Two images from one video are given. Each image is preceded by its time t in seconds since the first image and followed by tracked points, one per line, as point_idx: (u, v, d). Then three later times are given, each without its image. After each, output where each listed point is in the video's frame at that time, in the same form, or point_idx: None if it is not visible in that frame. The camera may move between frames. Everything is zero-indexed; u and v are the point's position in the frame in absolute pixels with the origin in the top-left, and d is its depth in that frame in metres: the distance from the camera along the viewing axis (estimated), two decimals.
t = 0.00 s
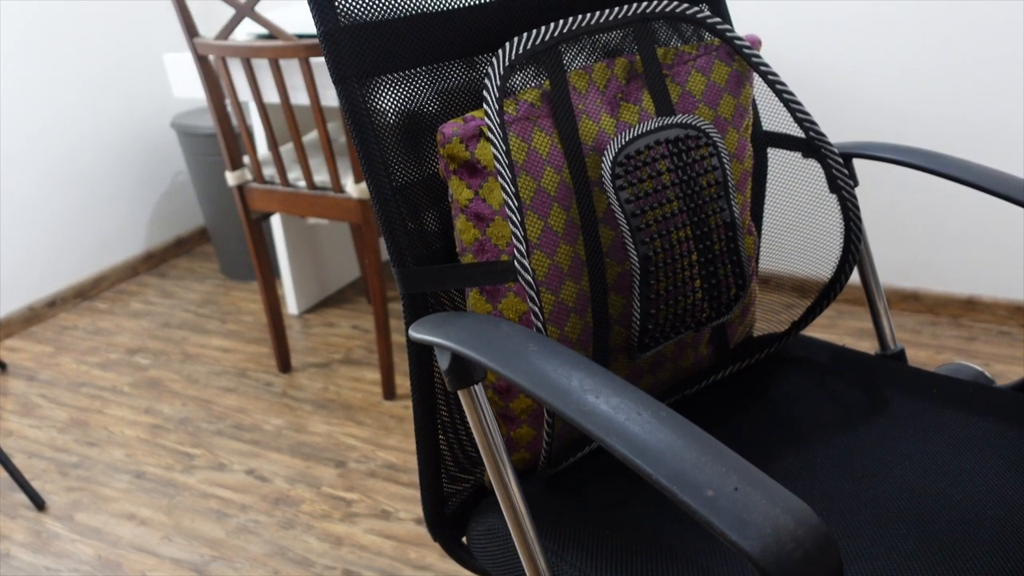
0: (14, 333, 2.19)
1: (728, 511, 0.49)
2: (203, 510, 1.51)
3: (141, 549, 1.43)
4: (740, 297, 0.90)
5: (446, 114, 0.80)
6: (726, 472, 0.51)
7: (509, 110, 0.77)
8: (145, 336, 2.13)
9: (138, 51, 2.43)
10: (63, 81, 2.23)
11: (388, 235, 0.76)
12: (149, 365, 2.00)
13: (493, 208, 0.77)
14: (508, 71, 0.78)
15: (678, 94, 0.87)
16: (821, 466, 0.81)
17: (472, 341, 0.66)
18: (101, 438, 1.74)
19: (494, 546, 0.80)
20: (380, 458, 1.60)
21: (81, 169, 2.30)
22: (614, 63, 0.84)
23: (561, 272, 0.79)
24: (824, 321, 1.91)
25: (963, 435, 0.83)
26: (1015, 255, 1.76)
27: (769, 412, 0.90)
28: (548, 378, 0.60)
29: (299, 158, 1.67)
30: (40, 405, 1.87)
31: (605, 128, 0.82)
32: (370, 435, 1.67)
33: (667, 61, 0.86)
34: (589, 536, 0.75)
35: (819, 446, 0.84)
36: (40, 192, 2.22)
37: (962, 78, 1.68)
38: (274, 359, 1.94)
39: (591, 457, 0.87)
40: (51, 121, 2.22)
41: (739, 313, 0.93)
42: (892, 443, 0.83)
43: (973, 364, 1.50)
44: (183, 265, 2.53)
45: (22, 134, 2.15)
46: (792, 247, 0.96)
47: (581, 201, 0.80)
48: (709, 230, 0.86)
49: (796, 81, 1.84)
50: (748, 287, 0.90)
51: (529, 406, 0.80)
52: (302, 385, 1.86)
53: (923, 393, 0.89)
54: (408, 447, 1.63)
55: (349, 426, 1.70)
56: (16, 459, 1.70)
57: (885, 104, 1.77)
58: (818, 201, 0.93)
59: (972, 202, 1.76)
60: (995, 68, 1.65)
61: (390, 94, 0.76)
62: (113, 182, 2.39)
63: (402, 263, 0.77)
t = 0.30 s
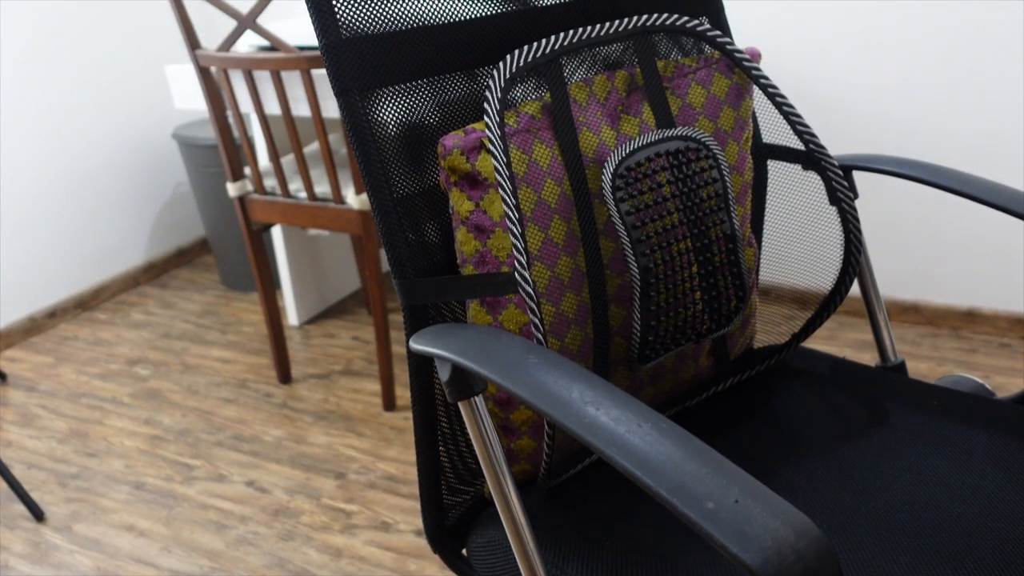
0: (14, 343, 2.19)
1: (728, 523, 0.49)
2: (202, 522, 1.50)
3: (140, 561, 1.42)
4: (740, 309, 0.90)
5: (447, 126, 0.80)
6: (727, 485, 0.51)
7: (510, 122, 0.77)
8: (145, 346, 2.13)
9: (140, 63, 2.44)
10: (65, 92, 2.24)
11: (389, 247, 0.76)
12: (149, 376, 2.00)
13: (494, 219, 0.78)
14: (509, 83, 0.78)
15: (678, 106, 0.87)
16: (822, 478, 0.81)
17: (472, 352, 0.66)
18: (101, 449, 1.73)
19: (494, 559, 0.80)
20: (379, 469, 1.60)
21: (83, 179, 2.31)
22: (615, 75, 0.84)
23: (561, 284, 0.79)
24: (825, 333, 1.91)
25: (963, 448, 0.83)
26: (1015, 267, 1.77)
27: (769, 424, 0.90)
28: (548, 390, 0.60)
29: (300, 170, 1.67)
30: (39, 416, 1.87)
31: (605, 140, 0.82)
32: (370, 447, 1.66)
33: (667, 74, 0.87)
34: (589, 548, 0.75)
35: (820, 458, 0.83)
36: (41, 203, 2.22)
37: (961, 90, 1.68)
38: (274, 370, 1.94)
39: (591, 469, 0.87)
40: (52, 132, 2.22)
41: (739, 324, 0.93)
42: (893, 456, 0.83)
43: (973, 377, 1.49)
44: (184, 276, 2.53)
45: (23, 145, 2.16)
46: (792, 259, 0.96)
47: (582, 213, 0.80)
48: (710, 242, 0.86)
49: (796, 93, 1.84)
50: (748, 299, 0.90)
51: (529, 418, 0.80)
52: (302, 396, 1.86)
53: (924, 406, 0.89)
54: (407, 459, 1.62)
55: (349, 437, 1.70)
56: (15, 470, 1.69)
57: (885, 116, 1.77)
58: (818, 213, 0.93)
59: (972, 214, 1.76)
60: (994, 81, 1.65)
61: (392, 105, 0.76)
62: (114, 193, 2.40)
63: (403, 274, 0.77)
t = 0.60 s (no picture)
0: (14, 353, 2.19)
1: (729, 535, 0.49)
2: (202, 533, 1.50)
3: (138, 572, 1.42)
4: (741, 321, 0.90)
5: (448, 137, 0.80)
6: (728, 497, 0.51)
7: (511, 134, 0.78)
8: (145, 356, 2.13)
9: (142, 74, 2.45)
10: (69, 102, 2.25)
11: (390, 257, 0.76)
12: (149, 386, 2.00)
13: (495, 230, 0.78)
14: (510, 96, 0.78)
15: (679, 119, 0.87)
16: (822, 491, 0.81)
17: (473, 364, 0.66)
18: (100, 459, 1.73)
19: (494, 570, 0.80)
20: (379, 480, 1.59)
21: (84, 189, 2.31)
22: (616, 88, 0.85)
23: (562, 295, 0.79)
24: (825, 344, 1.91)
25: (964, 461, 0.82)
26: (1016, 279, 1.77)
27: (770, 436, 0.90)
28: (549, 401, 0.60)
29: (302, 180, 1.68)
30: (39, 426, 1.87)
31: (606, 152, 0.82)
32: (370, 457, 1.66)
33: (668, 86, 0.87)
34: (590, 561, 0.75)
35: (821, 471, 0.83)
36: (43, 213, 2.22)
37: (962, 102, 1.69)
38: (274, 381, 1.94)
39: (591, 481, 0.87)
40: (55, 142, 2.23)
41: (739, 336, 0.93)
42: (894, 469, 0.82)
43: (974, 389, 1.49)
44: (185, 286, 2.53)
45: (25, 155, 2.17)
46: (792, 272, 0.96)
47: (583, 225, 0.80)
48: (710, 254, 0.86)
49: (797, 105, 1.85)
50: (748, 311, 0.90)
51: (529, 429, 0.80)
52: (303, 407, 1.85)
53: (925, 418, 0.89)
54: (407, 470, 1.62)
55: (349, 448, 1.69)
56: (15, 480, 1.69)
57: (886, 129, 1.78)
58: (818, 226, 0.93)
59: (972, 226, 1.77)
60: (996, 93, 1.66)
61: (394, 117, 0.77)
62: (115, 203, 2.40)
63: (404, 285, 0.77)
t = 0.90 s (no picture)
0: (14, 364, 2.19)
1: (730, 548, 0.49)
2: (201, 544, 1.49)
3: None
4: (742, 333, 0.90)
5: (450, 149, 0.81)
6: (729, 510, 0.51)
7: (513, 146, 0.78)
8: (146, 367, 2.13)
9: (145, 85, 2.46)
10: (71, 114, 2.26)
11: (391, 269, 0.77)
12: (149, 397, 1.99)
13: (497, 242, 0.78)
14: (511, 108, 0.79)
15: (679, 131, 0.88)
16: (824, 503, 0.81)
17: (474, 375, 0.66)
18: (100, 470, 1.73)
19: None
20: (379, 492, 1.59)
21: (86, 200, 2.32)
22: (616, 101, 0.85)
23: (563, 307, 0.79)
24: (826, 356, 1.91)
25: (966, 473, 0.82)
26: (1017, 291, 1.77)
27: (771, 448, 0.89)
28: (550, 414, 0.60)
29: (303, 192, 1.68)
30: (39, 436, 1.87)
31: (607, 164, 0.83)
32: (370, 469, 1.66)
33: (668, 99, 0.88)
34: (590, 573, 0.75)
35: (822, 484, 0.83)
36: (45, 224, 2.23)
37: (962, 114, 1.69)
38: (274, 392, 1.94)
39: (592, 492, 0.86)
40: (57, 153, 2.24)
41: (739, 349, 0.93)
42: (895, 481, 0.82)
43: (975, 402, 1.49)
44: (186, 297, 2.53)
45: (27, 166, 2.17)
46: (793, 284, 0.96)
47: (584, 236, 0.80)
48: (711, 266, 0.86)
49: (797, 117, 1.85)
50: (749, 323, 0.91)
51: (530, 441, 0.80)
52: (303, 418, 1.85)
53: (926, 430, 0.89)
54: (408, 481, 1.62)
55: (349, 460, 1.69)
56: (14, 491, 1.69)
57: (886, 142, 1.78)
58: (818, 238, 0.93)
59: (973, 238, 1.77)
60: (996, 106, 1.66)
61: (395, 129, 0.77)
62: (117, 214, 2.41)
63: (405, 296, 0.78)
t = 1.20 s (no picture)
0: (15, 372, 2.19)
1: (730, 559, 0.49)
2: (201, 553, 1.49)
3: None
4: (743, 342, 0.90)
5: (452, 158, 0.81)
6: (729, 519, 0.51)
7: (514, 156, 0.78)
8: (146, 375, 2.13)
9: (147, 93, 2.46)
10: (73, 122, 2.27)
11: (392, 278, 0.77)
12: (149, 405, 1.99)
13: (497, 251, 0.78)
14: (512, 118, 0.79)
15: (680, 141, 0.88)
16: (824, 513, 0.80)
17: (475, 384, 0.66)
18: (100, 478, 1.73)
19: None
20: (379, 500, 1.59)
21: (87, 208, 2.32)
22: (617, 110, 0.85)
23: (564, 316, 0.79)
24: (827, 366, 1.91)
25: (967, 484, 0.82)
26: (1018, 301, 1.77)
27: (772, 458, 0.89)
28: (550, 423, 0.60)
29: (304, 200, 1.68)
30: (39, 444, 1.87)
31: (608, 174, 0.83)
32: (370, 478, 1.65)
33: (669, 109, 0.88)
34: None
35: (823, 494, 0.83)
36: (46, 232, 2.23)
37: (962, 124, 1.70)
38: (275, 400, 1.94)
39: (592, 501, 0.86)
40: (59, 162, 2.24)
41: (739, 359, 0.93)
42: (895, 491, 0.82)
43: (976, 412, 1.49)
44: (187, 305, 2.54)
45: (29, 175, 2.18)
46: (794, 294, 0.96)
47: (585, 245, 0.80)
48: (711, 276, 0.86)
49: (798, 127, 1.86)
50: (750, 332, 0.91)
51: (530, 450, 0.80)
52: (303, 426, 1.85)
53: (927, 440, 0.89)
54: (408, 490, 1.62)
55: (349, 468, 1.69)
56: (14, 499, 1.68)
57: (886, 152, 1.78)
58: (819, 248, 0.94)
59: (973, 248, 1.77)
60: (995, 117, 1.67)
61: (397, 138, 0.77)
62: (118, 222, 2.41)
63: (406, 305, 0.78)
